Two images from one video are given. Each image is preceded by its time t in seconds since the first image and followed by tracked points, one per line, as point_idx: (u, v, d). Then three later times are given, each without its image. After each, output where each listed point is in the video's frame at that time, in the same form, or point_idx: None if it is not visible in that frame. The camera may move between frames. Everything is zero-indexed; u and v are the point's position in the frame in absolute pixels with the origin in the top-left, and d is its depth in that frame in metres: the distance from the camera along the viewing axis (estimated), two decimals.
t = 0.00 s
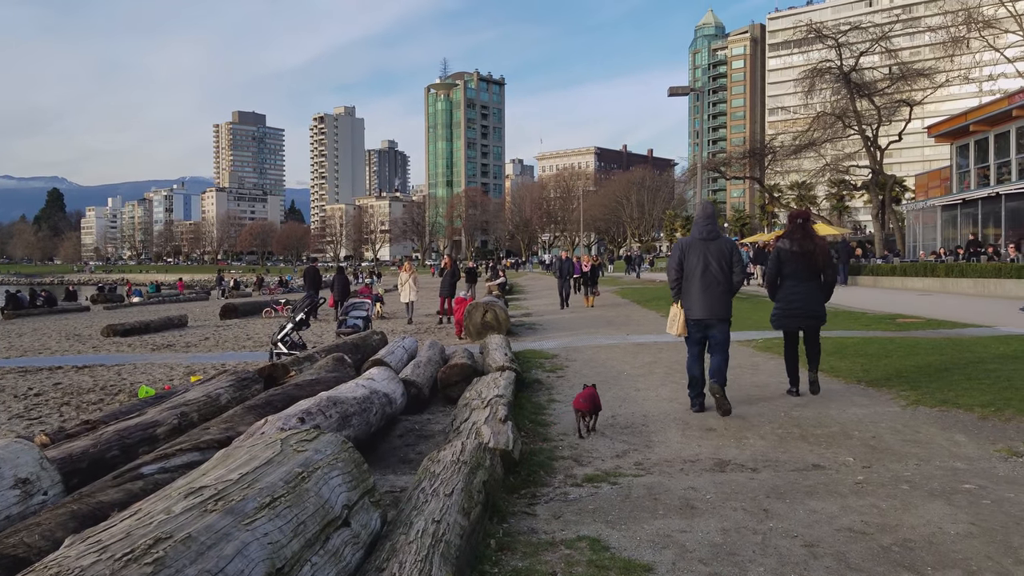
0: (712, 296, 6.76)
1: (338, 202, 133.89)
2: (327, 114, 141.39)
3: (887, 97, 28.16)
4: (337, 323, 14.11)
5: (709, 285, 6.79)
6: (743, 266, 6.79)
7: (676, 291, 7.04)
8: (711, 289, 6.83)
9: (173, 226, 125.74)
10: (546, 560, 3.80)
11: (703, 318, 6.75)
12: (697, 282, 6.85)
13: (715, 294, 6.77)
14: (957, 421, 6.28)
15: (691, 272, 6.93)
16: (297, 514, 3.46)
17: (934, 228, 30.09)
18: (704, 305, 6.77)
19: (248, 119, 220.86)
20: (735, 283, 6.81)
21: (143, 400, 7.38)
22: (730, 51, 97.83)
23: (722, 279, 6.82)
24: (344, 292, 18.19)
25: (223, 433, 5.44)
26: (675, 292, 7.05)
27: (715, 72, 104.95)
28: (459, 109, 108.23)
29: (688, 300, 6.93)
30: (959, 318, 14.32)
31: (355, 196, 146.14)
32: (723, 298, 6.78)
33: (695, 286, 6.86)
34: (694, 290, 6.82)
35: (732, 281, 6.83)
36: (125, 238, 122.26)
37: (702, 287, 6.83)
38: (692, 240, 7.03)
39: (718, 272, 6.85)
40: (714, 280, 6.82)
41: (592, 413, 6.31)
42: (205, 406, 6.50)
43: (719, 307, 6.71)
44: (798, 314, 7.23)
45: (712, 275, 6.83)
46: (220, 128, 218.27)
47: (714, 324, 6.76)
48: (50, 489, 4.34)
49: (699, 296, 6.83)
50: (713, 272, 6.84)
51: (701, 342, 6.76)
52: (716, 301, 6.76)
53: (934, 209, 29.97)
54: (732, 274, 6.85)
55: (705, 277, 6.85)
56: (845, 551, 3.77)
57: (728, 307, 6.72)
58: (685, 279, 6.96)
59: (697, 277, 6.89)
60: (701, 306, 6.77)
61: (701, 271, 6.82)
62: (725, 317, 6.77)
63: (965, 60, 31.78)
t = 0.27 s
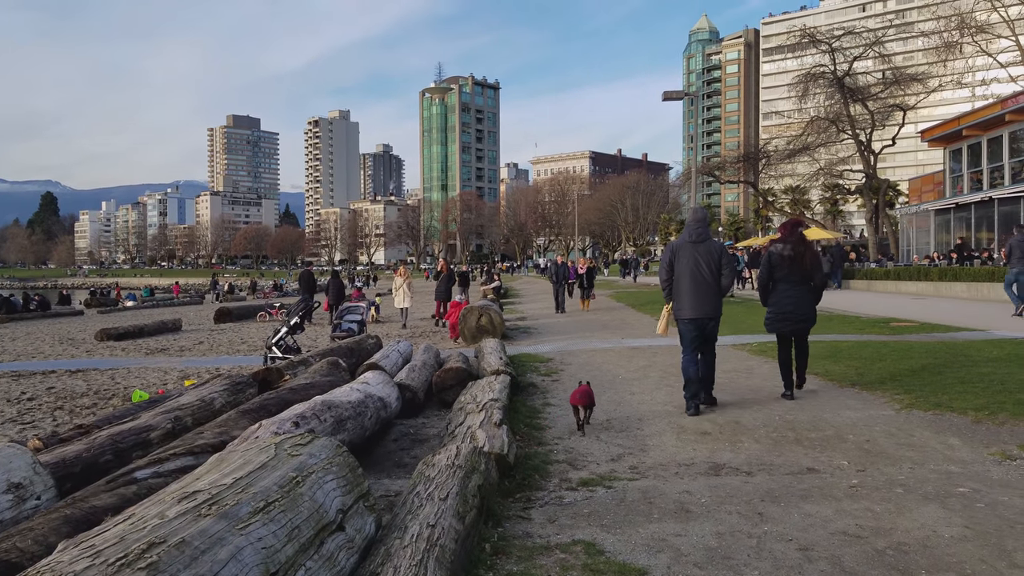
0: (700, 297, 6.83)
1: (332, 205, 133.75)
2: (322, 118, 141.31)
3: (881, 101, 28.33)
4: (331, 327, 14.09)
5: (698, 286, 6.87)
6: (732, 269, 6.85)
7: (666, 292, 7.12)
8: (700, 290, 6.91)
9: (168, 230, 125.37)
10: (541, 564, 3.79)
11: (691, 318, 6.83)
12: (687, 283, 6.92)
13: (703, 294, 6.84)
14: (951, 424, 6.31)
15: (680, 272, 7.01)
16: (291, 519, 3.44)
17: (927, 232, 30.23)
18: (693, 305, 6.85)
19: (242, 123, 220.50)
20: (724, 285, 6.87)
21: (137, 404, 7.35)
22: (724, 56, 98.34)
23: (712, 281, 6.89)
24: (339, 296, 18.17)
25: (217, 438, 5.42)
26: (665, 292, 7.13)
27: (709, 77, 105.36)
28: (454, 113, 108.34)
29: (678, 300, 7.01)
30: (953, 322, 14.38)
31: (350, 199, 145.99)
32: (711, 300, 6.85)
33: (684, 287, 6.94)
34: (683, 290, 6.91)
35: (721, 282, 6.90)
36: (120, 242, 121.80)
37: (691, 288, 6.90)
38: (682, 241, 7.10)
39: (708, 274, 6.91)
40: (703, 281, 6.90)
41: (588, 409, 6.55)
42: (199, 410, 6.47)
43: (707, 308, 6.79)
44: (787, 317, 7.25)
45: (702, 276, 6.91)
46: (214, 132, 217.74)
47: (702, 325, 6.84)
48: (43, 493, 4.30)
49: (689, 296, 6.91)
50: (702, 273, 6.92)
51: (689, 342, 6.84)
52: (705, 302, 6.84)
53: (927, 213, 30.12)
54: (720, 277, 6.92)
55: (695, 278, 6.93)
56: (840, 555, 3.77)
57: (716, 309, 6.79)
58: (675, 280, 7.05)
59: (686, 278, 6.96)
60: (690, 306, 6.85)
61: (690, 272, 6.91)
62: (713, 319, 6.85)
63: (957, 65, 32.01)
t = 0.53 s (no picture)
0: (695, 301, 6.91)
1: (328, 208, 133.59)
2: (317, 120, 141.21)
3: (876, 104, 28.44)
4: (327, 330, 14.06)
5: (693, 290, 6.95)
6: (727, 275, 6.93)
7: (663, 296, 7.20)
8: (695, 294, 6.99)
9: (163, 233, 124.98)
10: (537, 566, 3.79)
11: (686, 322, 6.91)
12: (683, 287, 7.00)
13: (697, 299, 6.92)
14: (946, 427, 6.32)
15: (676, 277, 7.10)
16: (286, 522, 3.43)
17: (922, 234, 30.33)
18: (688, 309, 6.93)
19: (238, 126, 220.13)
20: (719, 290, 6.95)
21: (132, 407, 7.31)
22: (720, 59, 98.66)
23: (707, 287, 6.98)
24: (334, 299, 18.13)
25: (212, 441, 5.40)
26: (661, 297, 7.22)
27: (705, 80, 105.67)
28: (450, 116, 108.36)
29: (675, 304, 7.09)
30: (948, 324, 14.41)
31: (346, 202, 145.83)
32: (706, 304, 6.93)
33: (680, 292, 7.03)
34: (679, 294, 7.00)
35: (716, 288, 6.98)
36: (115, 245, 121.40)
37: (686, 293, 6.99)
38: (679, 247, 7.19)
39: (702, 280, 7.00)
40: (698, 285, 6.99)
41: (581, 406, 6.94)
42: (194, 413, 6.44)
43: (701, 313, 6.86)
44: (783, 320, 7.30)
45: (699, 280, 7.00)
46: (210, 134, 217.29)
47: (697, 329, 6.92)
48: (38, 497, 4.28)
49: (684, 300, 6.99)
50: (697, 278, 7.01)
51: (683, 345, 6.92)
52: (700, 305, 6.92)
53: (922, 215, 30.22)
54: (714, 282, 7.00)
55: (691, 283, 7.02)
56: (835, 558, 3.77)
57: (710, 313, 6.87)
58: (672, 284, 7.13)
59: (682, 283, 7.05)
60: (686, 308, 6.93)
61: (686, 277, 7.00)
62: (707, 322, 6.93)
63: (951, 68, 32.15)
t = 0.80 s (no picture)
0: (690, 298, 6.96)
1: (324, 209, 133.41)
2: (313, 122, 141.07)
3: (870, 106, 28.54)
4: (322, 331, 14.04)
5: (689, 287, 6.99)
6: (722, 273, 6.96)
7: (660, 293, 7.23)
8: (691, 291, 7.03)
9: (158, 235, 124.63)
10: (534, 568, 3.78)
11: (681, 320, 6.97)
12: (682, 283, 7.05)
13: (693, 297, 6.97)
14: (942, 429, 6.33)
15: (673, 275, 7.13)
16: (282, 524, 3.41)
17: (917, 236, 30.45)
18: (684, 306, 6.97)
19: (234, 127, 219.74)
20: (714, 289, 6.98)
21: (127, 409, 7.28)
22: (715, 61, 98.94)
23: (702, 285, 7.03)
24: (330, 301, 18.10)
25: (208, 443, 5.37)
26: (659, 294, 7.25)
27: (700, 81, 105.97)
28: (445, 117, 108.38)
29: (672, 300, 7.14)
30: (944, 326, 14.44)
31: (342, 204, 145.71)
32: (701, 301, 6.97)
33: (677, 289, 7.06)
34: (675, 292, 7.04)
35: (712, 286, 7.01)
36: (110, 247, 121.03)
37: (683, 290, 7.02)
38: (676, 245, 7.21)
39: (698, 277, 7.05)
40: (694, 283, 7.03)
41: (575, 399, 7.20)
42: (190, 415, 6.42)
43: (696, 311, 6.92)
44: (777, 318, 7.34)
45: (696, 277, 7.06)
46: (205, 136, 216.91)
47: (693, 325, 6.97)
48: (33, 499, 4.25)
49: (681, 297, 7.04)
50: (693, 276, 7.05)
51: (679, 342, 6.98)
52: (698, 301, 6.98)
53: (917, 217, 30.33)
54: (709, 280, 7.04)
55: (687, 281, 7.05)
56: (831, 559, 3.77)
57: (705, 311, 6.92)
58: (669, 282, 7.16)
59: (679, 280, 7.09)
60: (684, 305, 6.99)
61: (682, 275, 7.04)
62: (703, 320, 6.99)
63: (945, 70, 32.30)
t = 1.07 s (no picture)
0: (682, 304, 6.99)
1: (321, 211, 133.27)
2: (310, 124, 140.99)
3: (866, 107, 28.62)
4: (319, 333, 14.01)
5: (681, 292, 7.02)
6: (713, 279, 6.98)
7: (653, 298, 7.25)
8: (683, 296, 7.06)
9: (154, 236, 124.34)
10: (530, 570, 3.78)
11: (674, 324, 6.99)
12: (674, 290, 7.07)
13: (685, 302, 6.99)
14: (938, 429, 6.36)
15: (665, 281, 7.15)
16: (278, 526, 3.40)
17: (913, 237, 30.56)
18: (677, 311, 7.00)
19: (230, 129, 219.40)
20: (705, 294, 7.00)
21: (123, 411, 7.26)
22: (711, 62, 99.23)
23: (694, 290, 7.06)
24: (326, 303, 18.06)
25: (204, 445, 5.36)
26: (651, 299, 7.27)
27: (696, 83, 106.19)
28: (442, 119, 108.40)
29: (664, 307, 7.15)
30: (939, 327, 14.47)
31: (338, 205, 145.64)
32: (693, 306, 7.00)
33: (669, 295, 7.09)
34: (668, 297, 7.07)
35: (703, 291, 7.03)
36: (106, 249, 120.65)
37: (675, 295, 7.05)
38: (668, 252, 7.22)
39: (690, 283, 7.07)
40: (686, 289, 7.06)
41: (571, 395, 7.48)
42: (186, 417, 6.40)
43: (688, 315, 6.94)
44: (768, 323, 7.36)
45: (688, 284, 7.07)
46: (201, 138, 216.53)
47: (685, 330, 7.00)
48: (28, 502, 4.23)
49: (673, 302, 7.07)
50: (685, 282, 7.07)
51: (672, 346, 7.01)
52: (690, 307, 7.00)
53: (913, 218, 30.45)
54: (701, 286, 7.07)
55: (679, 286, 7.08)
56: (828, 559, 3.77)
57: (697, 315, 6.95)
58: (661, 287, 7.18)
59: (671, 286, 7.11)
60: (676, 311, 6.99)
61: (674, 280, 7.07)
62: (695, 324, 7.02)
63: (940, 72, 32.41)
